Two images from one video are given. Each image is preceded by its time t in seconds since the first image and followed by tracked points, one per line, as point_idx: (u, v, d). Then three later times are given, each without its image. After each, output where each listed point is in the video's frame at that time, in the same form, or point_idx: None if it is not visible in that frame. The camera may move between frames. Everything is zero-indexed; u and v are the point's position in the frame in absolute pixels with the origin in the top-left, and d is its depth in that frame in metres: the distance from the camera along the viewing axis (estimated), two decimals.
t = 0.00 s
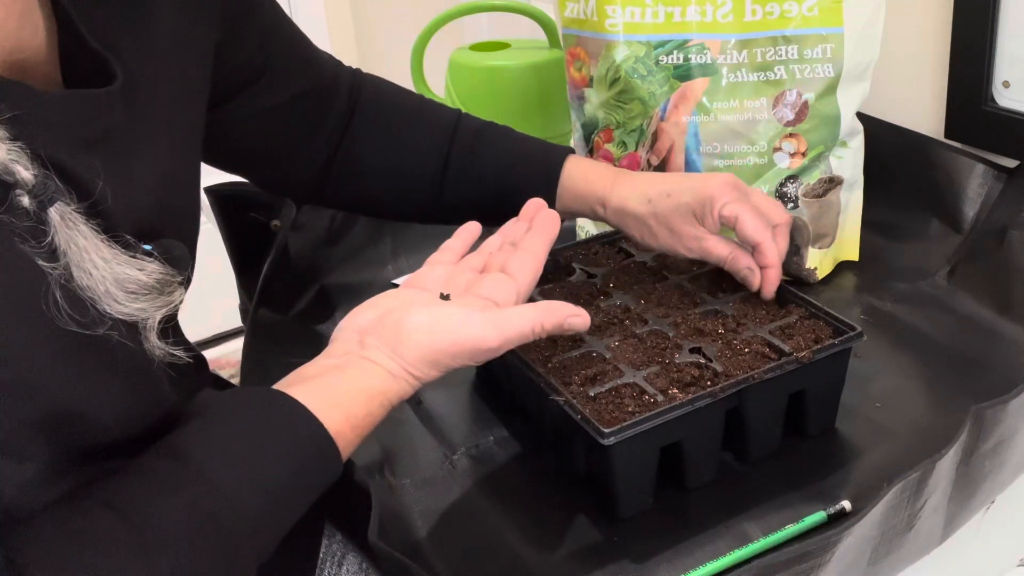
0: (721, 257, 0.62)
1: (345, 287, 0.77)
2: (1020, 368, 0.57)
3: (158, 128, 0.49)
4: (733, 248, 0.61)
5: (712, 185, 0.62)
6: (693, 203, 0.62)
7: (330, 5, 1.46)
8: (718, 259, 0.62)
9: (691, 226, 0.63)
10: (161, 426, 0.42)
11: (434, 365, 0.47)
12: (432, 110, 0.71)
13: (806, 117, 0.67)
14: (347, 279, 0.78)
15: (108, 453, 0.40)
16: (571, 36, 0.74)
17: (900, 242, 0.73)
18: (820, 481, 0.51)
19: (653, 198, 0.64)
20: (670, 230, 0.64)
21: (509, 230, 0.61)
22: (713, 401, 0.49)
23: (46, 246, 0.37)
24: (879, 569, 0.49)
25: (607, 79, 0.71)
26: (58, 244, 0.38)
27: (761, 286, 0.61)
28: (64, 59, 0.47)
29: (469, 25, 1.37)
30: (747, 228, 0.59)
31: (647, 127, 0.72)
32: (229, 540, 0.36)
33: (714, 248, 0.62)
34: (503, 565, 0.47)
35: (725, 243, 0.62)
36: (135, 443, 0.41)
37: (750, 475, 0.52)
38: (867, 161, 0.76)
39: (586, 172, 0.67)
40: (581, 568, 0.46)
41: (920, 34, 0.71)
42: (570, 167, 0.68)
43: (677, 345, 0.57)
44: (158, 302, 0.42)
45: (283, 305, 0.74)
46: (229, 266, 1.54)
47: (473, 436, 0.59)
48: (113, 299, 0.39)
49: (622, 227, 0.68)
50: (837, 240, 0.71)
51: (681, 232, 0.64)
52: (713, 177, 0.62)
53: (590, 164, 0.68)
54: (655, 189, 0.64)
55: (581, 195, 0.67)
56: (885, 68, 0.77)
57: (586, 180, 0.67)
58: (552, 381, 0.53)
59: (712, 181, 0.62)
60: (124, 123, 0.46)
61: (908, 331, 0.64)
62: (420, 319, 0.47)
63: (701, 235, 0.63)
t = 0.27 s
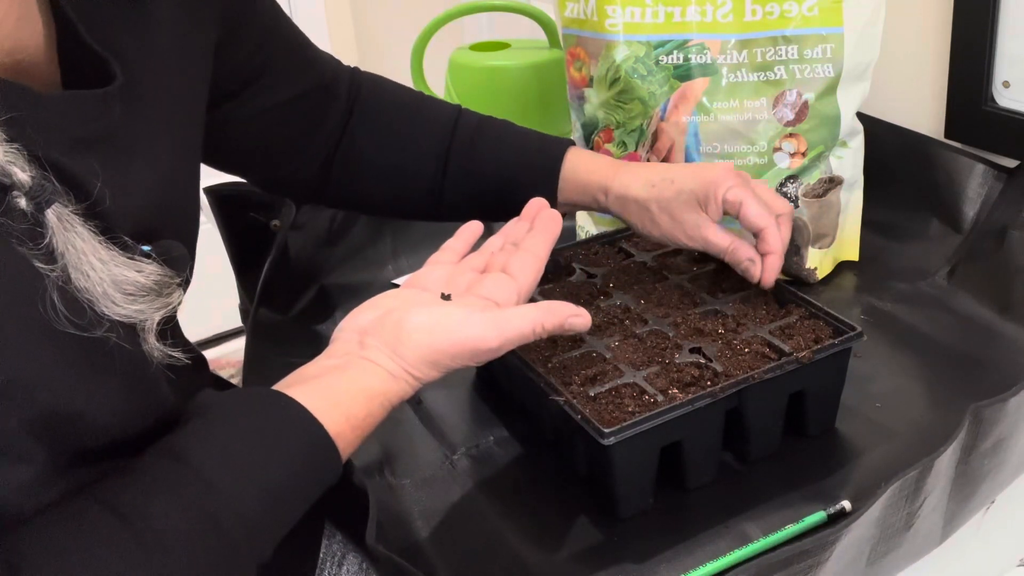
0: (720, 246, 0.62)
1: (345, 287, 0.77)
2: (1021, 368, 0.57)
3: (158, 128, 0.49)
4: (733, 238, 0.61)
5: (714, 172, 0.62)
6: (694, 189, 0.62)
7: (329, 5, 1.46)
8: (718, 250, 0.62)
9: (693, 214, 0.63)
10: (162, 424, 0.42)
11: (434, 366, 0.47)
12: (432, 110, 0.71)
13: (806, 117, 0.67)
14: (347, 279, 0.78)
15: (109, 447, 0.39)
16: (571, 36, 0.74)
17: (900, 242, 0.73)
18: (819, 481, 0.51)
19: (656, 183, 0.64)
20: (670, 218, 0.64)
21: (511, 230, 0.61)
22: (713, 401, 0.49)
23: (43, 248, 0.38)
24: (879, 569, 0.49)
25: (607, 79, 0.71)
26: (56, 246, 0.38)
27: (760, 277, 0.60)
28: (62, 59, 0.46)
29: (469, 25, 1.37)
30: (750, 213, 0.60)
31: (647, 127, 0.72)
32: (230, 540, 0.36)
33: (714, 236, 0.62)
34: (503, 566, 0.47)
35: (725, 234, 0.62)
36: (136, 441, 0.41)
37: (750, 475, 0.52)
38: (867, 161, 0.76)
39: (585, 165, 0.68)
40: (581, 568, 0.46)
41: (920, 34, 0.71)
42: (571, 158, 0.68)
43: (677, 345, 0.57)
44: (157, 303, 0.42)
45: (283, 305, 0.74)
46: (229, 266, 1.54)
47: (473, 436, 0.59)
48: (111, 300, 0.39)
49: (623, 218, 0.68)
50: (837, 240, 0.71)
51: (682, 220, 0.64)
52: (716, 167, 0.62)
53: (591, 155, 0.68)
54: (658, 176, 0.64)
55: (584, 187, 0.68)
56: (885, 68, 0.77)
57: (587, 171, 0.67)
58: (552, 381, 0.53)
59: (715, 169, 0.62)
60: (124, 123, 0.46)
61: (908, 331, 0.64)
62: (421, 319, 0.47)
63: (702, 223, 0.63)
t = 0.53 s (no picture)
0: (715, 257, 0.61)
1: (345, 287, 0.77)
2: (1020, 367, 0.57)
3: (158, 128, 0.49)
4: (729, 249, 0.61)
5: (709, 182, 0.61)
6: (689, 198, 0.61)
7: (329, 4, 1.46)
8: (713, 260, 0.62)
9: (689, 223, 0.62)
10: (162, 424, 0.42)
11: (434, 367, 0.46)
12: (432, 110, 0.71)
13: (806, 117, 0.67)
14: (347, 279, 0.78)
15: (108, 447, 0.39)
16: (571, 36, 0.74)
17: (900, 242, 0.73)
18: (819, 481, 0.51)
19: (651, 191, 0.63)
20: (664, 226, 0.64)
21: (512, 231, 0.61)
22: (713, 401, 0.49)
23: (42, 249, 0.37)
24: (879, 568, 0.49)
25: (607, 79, 0.71)
26: (53, 248, 0.37)
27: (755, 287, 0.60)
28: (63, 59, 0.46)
29: (469, 25, 1.37)
30: (744, 225, 0.59)
31: (647, 127, 0.72)
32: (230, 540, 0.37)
33: (709, 247, 0.61)
34: (502, 566, 0.47)
35: (721, 244, 0.61)
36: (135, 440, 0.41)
37: (750, 475, 0.52)
38: (867, 161, 0.76)
39: (577, 169, 0.67)
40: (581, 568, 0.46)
41: (919, 34, 0.71)
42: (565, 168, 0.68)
43: (677, 345, 0.57)
44: (156, 305, 0.41)
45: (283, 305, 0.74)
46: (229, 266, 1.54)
47: (473, 436, 0.59)
48: (111, 302, 0.39)
49: (619, 222, 0.67)
50: (837, 240, 0.71)
51: (676, 228, 0.63)
52: (710, 174, 0.62)
53: (587, 162, 0.68)
54: (653, 184, 0.63)
55: (579, 192, 0.67)
56: (885, 68, 0.77)
57: (584, 175, 0.67)
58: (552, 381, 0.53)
59: (710, 177, 0.61)
60: (123, 123, 0.46)
61: (908, 331, 0.64)
62: (421, 321, 0.47)
63: (698, 234, 0.62)
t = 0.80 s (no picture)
0: (715, 272, 0.61)
1: (345, 287, 0.77)
2: (1020, 367, 0.56)
3: (158, 128, 0.49)
4: (729, 264, 0.61)
5: (707, 198, 0.61)
6: (688, 216, 0.61)
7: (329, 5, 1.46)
8: (714, 274, 0.62)
9: (688, 240, 0.62)
10: (163, 422, 0.42)
11: (435, 367, 0.47)
12: (431, 111, 0.71)
13: (806, 117, 0.67)
14: (347, 279, 0.78)
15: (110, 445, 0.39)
16: (571, 37, 0.74)
17: (900, 242, 0.73)
18: (819, 481, 0.51)
19: (648, 209, 0.63)
20: (664, 242, 0.64)
21: (514, 232, 0.60)
22: (713, 401, 0.49)
23: (40, 248, 0.37)
24: (877, 568, 0.49)
25: (607, 79, 0.71)
26: (52, 247, 0.37)
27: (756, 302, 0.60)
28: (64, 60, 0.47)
29: (469, 24, 1.37)
30: (742, 242, 0.59)
31: (647, 127, 0.72)
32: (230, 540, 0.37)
33: (709, 262, 0.61)
34: (502, 566, 0.47)
35: (721, 259, 0.61)
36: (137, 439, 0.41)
37: (750, 474, 0.52)
38: (867, 160, 0.76)
39: (578, 182, 0.67)
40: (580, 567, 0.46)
41: (919, 34, 0.71)
42: (566, 182, 0.67)
43: (677, 345, 0.57)
44: (155, 304, 0.41)
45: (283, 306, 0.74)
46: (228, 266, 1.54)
47: (473, 435, 0.59)
48: (108, 301, 0.38)
49: (619, 238, 0.67)
50: (837, 240, 0.71)
51: (676, 245, 0.63)
52: (708, 190, 0.61)
53: (585, 173, 0.67)
54: (650, 201, 0.63)
55: (579, 207, 0.67)
56: (885, 67, 0.77)
57: (583, 189, 0.67)
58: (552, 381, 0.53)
59: (707, 193, 0.61)
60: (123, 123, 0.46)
61: (908, 331, 0.64)
62: (422, 321, 0.47)
63: (698, 250, 0.62)
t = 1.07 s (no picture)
0: (715, 261, 0.61)
1: (345, 287, 0.77)
2: (1020, 367, 0.57)
3: (157, 129, 0.49)
4: (728, 252, 0.61)
5: (705, 186, 0.61)
6: (688, 204, 0.61)
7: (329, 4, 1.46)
8: (714, 264, 0.62)
9: (687, 231, 0.62)
10: (161, 421, 0.42)
11: (438, 369, 0.47)
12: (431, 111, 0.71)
13: (806, 117, 0.67)
14: (346, 279, 0.78)
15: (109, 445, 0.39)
16: (571, 37, 0.74)
17: (900, 242, 0.73)
18: (819, 481, 0.51)
19: (646, 201, 0.64)
20: (664, 233, 0.64)
21: (520, 234, 0.60)
22: (713, 401, 0.49)
23: (37, 245, 0.37)
24: (877, 568, 0.49)
25: (607, 79, 0.71)
26: (50, 243, 0.37)
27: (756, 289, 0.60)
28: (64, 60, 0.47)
29: (469, 24, 1.37)
30: (742, 228, 0.59)
31: (647, 127, 0.72)
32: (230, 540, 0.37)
33: (709, 252, 0.61)
34: (502, 566, 0.47)
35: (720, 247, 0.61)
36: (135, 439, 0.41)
37: (750, 474, 0.52)
38: (867, 160, 0.76)
39: (575, 177, 0.67)
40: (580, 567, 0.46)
41: (919, 34, 0.71)
42: (562, 171, 0.68)
43: (677, 345, 0.57)
44: (151, 300, 0.41)
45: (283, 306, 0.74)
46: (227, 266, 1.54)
47: (473, 435, 0.59)
48: (105, 298, 0.39)
49: (618, 232, 0.67)
50: (837, 240, 0.71)
51: (676, 234, 0.63)
52: (706, 178, 0.62)
53: (582, 168, 0.68)
54: (648, 193, 0.64)
55: (576, 202, 0.67)
56: (885, 67, 0.77)
57: (582, 182, 0.67)
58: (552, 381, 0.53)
59: (705, 182, 0.61)
60: (122, 123, 0.46)
61: (908, 331, 0.64)
62: (425, 323, 0.47)
63: (698, 240, 0.62)
